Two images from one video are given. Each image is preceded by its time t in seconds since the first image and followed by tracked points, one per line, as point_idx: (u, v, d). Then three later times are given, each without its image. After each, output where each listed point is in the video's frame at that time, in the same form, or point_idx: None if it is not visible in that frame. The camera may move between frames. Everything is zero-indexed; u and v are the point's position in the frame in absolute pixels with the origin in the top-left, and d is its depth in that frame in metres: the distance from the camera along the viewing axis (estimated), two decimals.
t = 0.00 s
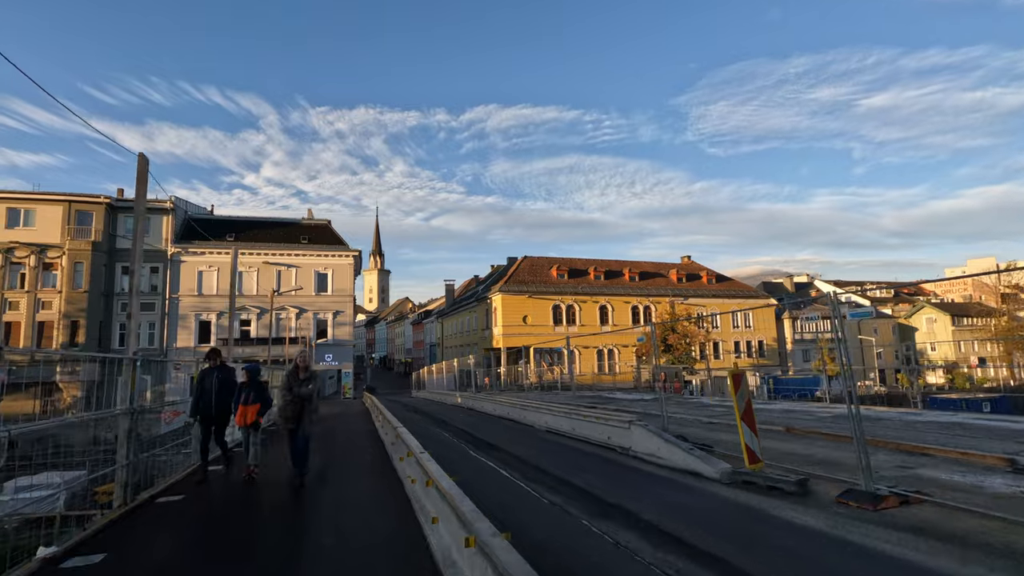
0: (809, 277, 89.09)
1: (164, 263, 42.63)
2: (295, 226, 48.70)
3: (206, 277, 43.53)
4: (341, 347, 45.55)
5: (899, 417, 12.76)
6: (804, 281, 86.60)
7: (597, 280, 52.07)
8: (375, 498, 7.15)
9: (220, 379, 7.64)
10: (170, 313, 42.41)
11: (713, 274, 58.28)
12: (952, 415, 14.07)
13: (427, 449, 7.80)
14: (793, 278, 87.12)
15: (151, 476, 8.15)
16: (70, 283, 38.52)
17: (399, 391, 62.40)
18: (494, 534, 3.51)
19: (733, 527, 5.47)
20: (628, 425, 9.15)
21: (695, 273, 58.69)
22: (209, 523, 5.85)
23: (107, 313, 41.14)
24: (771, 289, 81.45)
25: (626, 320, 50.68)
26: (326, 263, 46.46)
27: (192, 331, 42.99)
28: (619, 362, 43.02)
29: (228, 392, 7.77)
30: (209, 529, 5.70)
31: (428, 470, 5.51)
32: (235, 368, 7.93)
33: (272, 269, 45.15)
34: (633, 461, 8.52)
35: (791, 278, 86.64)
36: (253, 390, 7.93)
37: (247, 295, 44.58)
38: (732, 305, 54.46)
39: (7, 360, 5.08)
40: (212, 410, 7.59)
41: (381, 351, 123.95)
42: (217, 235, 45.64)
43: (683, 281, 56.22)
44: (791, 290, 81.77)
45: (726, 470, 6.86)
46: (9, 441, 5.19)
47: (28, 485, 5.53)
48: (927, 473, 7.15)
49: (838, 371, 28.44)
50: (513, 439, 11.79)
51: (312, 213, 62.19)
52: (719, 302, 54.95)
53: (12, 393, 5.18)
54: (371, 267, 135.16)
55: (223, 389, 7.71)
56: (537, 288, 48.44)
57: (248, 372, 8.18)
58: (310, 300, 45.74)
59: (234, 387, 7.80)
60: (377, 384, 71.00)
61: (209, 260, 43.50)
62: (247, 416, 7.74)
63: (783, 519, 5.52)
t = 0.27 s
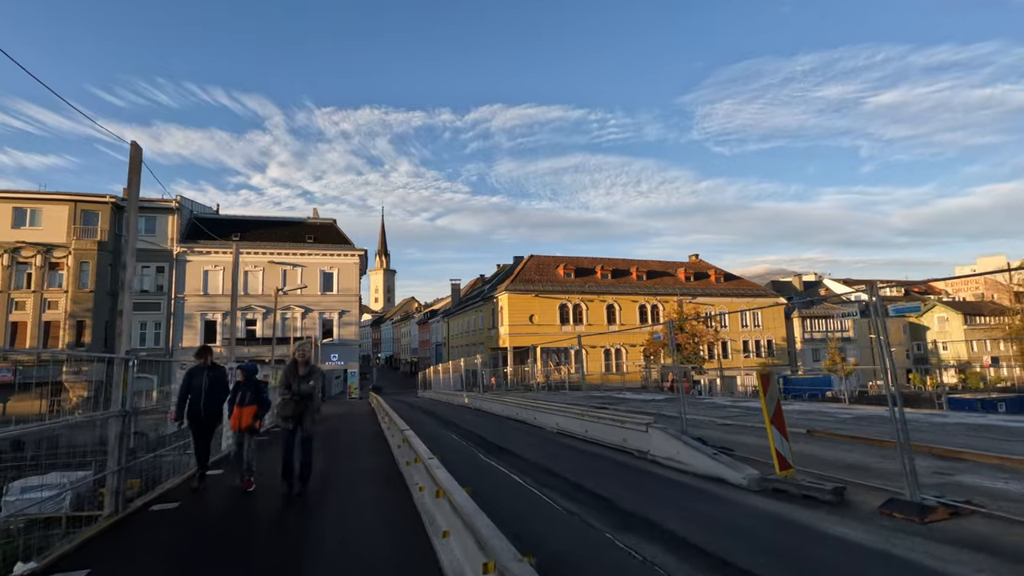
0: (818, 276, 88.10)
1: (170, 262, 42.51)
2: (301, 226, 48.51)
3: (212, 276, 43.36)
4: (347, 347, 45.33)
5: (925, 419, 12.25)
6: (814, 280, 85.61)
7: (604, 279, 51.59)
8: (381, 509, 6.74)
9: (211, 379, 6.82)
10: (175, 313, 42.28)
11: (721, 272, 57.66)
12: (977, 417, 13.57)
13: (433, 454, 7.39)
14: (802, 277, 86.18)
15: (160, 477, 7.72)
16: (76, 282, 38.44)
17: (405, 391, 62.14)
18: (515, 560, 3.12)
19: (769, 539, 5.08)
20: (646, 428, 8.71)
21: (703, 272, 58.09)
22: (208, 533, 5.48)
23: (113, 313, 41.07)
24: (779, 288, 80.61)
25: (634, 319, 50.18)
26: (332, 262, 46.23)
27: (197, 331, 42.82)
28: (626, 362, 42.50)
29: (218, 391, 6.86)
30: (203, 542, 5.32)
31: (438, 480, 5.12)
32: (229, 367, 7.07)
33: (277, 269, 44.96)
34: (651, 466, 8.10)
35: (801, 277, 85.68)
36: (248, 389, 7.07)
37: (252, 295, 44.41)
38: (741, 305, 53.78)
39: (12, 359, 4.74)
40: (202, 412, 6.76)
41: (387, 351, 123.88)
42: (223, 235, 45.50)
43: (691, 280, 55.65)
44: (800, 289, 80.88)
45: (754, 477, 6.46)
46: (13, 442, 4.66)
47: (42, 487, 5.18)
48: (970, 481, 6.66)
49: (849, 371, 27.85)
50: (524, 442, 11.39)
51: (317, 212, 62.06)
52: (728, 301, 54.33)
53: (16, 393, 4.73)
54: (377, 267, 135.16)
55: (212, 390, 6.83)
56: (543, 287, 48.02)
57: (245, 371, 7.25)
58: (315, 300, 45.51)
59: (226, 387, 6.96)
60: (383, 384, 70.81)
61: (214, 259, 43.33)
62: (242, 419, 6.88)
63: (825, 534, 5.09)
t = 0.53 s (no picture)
0: (825, 275, 87.27)
1: (173, 262, 42.35)
2: (304, 225, 48.29)
3: (216, 276, 43.18)
4: (350, 347, 45.06)
5: (949, 422, 11.77)
6: (821, 279, 84.73)
7: (609, 278, 51.12)
8: (383, 518, 6.35)
9: (196, 383, 6.16)
10: (179, 312, 42.09)
11: (728, 272, 57.08)
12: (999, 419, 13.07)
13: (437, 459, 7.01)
14: (810, 276, 85.36)
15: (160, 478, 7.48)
16: (80, 282, 38.31)
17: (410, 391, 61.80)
18: None
19: (801, 554, 4.69)
20: (660, 432, 8.31)
21: (709, 271, 57.54)
22: (199, 545, 5.11)
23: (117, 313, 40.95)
24: (787, 287, 79.75)
25: (640, 318, 49.68)
26: (335, 262, 45.97)
27: (201, 331, 42.61)
28: (633, 361, 41.99)
29: (203, 400, 6.20)
30: (191, 555, 4.94)
31: (443, 491, 4.73)
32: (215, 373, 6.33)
33: (281, 268, 44.73)
34: (666, 471, 7.70)
35: (808, 276, 84.84)
36: (235, 396, 6.42)
37: (256, 294, 44.20)
38: (748, 304, 53.19)
39: (16, 358, 4.43)
40: (183, 424, 6.05)
41: (391, 351, 123.68)
42: (226, 234, 45.33)
43: (697, 279, 55.13)
44: (808, 288, 80.11)
45: (779, 484, 6.04)
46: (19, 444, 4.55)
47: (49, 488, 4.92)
48: (1011, 489, 6.22)
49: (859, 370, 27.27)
50: (530, 444, 11.01)
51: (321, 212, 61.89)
52: (735, 300, 53.76)
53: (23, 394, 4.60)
54: (382, 267, 135.04)
55: (194, 399, 6.14)
56: (548, 286, 47.60)
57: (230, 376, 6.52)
58: (319, 299, 45.26)
59: (213, 393, 6.33)
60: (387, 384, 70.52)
61: (217, 258, 43.12)
62: (230, 428, 6.29)
63: (862, 548, 4.69)
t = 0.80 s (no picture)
0: (831, 274, 86.42)
1: (175, 261, 42.15)
2: (307, 224, 47.99)
3: (218, 275, 42.97)
4: (354, 346, 44.82)
5: (974, 425, 11.34)
6: (827, 278, 84.14)
7: (614, 277, 50.66)
8: (384, 528, 5.94)
9: (171, 383, 5.69)
10: (181, 312, 41.88)
11: (734, 270, 56.50)
12: None
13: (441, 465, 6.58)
14: (817, 275, 84.56)
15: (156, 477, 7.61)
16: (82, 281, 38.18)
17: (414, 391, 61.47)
18: None
19: (836, 569, 4.30)
20: (676, 435, 7.88)
21: (715, 270, 57.00)
22: (185, 557, 4.74)
23: (119, 312, 40.80)
24: (793, 287, 79.00)
25: (646, 318, 49.21)
26: (339, 261, 45.68)
27: (203, 330, 42.41)
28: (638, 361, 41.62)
29: (178, 401, 5.72)
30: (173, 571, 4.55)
31: (447, 502, 4.31)
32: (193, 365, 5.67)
33: (284, 267, 44.48)
34: (683, 476, 7.27)
35: (815, 275, 84.05)
36: (211, 394, 5.71)
37: (259, 294, 43.98)
38: (754, 303, 52.62)
39: (20, 358, 4.55)
40: (159, 431, 5.54)
41: (395, 351, 123.53)
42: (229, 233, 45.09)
43: (703, 278, 54.62)
44: (814, 287, 79.49)
45: (809, 492, 5.60)
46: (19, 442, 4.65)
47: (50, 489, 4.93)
48: None
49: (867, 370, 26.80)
50: (537, 447, 10.61)
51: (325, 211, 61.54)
52: (741, 299, 53.20)
53: (25, 393, 4.69)
54: (385, 267, 134.87)
55: (170, 401, 5.65)
56: (553, 285, 47.18)
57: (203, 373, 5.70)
58: (322, 299, 44.98)
59: (189, 389, 5.83)
60: (392, 384, 70.36)
61: (219, 258, 42.88)
62: (206, 433, 5.59)
63: (907, 564, 4.28)
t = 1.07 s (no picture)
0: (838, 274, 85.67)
1: (178, 260, 41.96)
2: (310, 223, 47.73)
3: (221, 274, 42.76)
4: (357, 346, 44.59)
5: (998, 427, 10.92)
6: (833, 277, 83.48)
7: (619, 276, 50.22)
8: (384, 539, 5.59)
9: (138, 385, 4.97)
10: (184, 312, 41.70)
11: (740, 270, 55.99)
12: None
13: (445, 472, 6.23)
14: (823, 275, 83.90)
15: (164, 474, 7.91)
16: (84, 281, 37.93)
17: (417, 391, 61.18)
18: None
19: None
20: (692, 438, 7.50)
21: (721, 269, 56.49)
22: (168, 573, 4.38)
23: (122, 312, 40.65)
24: (799, 286, 78.36)
25: (651, 317, 48.77)
26: (342, 260, 45.41)
27: (206, 330, 42.23)
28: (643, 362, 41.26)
29: (145, 408, 4.98)
30: None
31: (452, 518, 3.94)
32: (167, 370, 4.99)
33: (286, 266, 44.23)
34: (701, 483, 6.88)
35: (821, 275, 83.35)
36: (185, 404, 4.99)
37: (261, 293, 43.75)
38: (761, 303, 52.11)
39: (21, 359, 4.77)
40: (123, 442, 4.81)
41: (398, 351, 123.31)
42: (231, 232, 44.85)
43: (709, 277, 54.12)
44: (820, 287, 78.87)
45: (842, 502, 5.22)
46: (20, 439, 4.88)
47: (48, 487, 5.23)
48: None
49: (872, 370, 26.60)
50: (543, 450, 10.24)
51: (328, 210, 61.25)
52: (748, 299, 52.70)
53: (26, 393, 4.98)
54: (389, 267, 134.61)
55: (136, 407, 4.93)
56: (557, 284, 46.79)
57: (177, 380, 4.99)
58: (325, 298, 44.71)
59: (159, 395, 5.10)
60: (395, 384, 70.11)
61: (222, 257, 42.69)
62: (175, 448, 4.85)
63: None
